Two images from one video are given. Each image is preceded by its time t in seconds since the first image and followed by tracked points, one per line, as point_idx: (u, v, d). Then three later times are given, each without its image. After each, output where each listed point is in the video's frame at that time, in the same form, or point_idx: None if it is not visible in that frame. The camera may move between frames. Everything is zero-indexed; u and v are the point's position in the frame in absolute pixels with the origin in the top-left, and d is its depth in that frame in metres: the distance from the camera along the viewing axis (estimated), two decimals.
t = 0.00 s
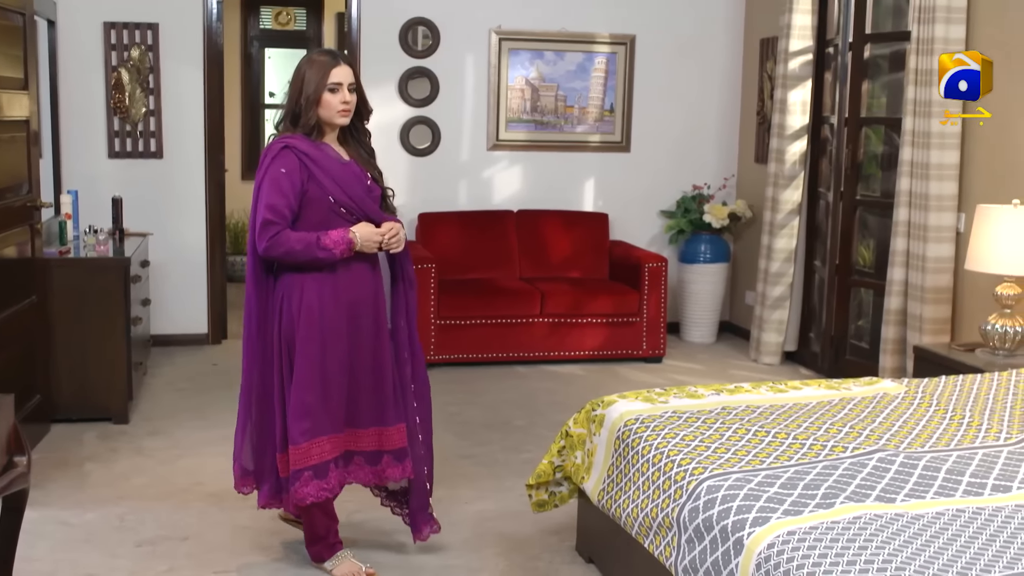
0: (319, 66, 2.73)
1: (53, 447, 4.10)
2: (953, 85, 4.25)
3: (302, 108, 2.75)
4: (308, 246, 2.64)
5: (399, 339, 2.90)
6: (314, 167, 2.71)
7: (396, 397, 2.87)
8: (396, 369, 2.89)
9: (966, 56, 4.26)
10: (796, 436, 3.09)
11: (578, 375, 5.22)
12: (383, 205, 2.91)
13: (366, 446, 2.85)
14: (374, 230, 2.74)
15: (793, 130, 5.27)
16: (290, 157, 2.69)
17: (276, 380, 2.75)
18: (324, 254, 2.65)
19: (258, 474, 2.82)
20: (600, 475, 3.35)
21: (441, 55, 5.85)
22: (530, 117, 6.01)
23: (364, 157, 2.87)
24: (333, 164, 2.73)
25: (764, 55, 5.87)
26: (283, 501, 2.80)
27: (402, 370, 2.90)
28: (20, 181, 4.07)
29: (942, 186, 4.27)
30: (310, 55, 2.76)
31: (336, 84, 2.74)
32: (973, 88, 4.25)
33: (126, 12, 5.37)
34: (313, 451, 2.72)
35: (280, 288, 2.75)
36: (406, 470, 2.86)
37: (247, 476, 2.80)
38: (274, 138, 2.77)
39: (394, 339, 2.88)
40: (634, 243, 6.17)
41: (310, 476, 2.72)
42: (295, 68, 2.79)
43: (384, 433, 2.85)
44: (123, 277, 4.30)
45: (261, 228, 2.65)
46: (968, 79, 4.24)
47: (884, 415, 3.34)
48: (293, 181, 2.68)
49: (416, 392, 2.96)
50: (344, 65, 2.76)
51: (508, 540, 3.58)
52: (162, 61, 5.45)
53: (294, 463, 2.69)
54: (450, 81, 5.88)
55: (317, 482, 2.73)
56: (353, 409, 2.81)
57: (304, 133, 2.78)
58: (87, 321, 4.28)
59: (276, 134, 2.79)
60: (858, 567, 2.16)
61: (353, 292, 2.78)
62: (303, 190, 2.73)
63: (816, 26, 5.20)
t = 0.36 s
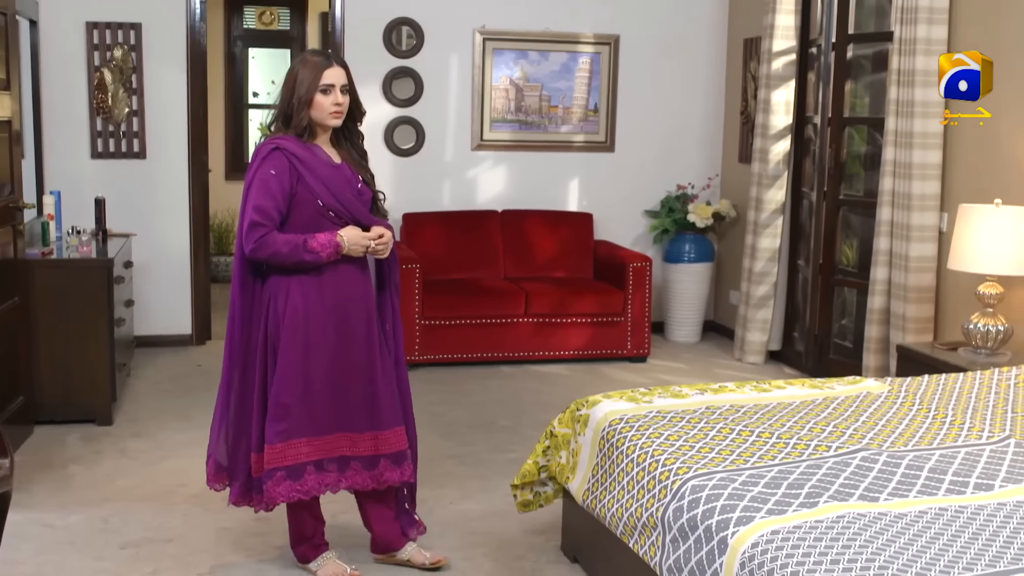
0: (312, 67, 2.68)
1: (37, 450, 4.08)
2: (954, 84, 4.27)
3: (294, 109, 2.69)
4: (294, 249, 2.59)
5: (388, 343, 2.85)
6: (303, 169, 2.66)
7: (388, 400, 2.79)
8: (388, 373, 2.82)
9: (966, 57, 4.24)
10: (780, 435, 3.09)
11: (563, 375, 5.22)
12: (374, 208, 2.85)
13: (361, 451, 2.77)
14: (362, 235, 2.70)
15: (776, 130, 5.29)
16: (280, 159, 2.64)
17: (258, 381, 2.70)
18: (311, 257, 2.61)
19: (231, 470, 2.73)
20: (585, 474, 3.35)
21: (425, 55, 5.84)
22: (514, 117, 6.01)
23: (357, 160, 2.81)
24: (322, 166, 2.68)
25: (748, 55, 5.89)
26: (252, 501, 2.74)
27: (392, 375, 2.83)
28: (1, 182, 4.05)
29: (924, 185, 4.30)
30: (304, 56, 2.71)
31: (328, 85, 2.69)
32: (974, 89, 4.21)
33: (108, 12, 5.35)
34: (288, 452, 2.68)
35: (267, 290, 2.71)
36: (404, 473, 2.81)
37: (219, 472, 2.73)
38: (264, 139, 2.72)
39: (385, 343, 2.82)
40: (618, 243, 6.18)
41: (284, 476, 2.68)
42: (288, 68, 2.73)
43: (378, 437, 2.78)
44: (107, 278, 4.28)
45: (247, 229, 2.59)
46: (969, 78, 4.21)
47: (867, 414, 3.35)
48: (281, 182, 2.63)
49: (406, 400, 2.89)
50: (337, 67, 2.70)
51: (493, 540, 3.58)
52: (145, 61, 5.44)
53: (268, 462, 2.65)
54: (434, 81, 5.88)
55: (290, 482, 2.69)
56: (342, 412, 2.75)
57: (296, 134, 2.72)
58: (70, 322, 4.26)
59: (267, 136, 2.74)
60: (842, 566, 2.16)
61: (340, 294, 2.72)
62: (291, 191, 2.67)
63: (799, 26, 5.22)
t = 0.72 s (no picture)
0: (316, 68, 2.67)
1: (19, 452, 4.06)
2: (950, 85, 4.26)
3: (299, 110, 2.68)
4: (300, 250, 2.57)
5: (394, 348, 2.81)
6: (309, 170, 2.65)
7: (386, 404, 2.76)
8: (391, 377, 2.78)
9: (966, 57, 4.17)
10: (763, 434, 3.10)
11: (547, 375, 5.23)
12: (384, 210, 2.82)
13: (354, 451, 2.74)
14: (370, 236, 2.66)
15: (759, 130, 5.31)
16: (285, 160, 2.63)
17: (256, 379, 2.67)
18: (318, 258, 2.59)
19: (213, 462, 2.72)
20: (569, 474, 3.35)
21: (409, 55, 5.84)
22: (497, 117, 6.01)
23: (365, 160, 2.79)
24: (328, 167, 2.66)
25: (731, 55, 5.91)
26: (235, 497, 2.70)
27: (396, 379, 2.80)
28: None
29: (906, 185, 4.33)
30: (308, 57, 2.69)
31: (332, 85, 2.66)
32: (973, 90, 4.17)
33: (90, 12, 5.33)
34: (284, 451, 2.65)
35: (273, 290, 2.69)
36: (394, 478, 2.76)
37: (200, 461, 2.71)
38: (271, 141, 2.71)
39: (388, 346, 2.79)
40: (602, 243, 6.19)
41: (277, 474, 2.65)
42: (293, 70, 2.72)
43: (372, 441, 2.75)
44: (89, 279, 4.26)
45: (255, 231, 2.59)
46: (968, 77, 4.16)
47: (850, 413, 3.36)
48: (287, 184, 2.62)
49: (410, 406, 2.85)
50: (342, 67, 2.68)
51: (477, 540, 3.58)
52: (127, 61, 5.42)
53: (262, 460, 2.63)
54: (418, 81, 5.87)
55: (283, 481, 2.66)
56: (340, 413, 2.72)
57: (302, 135, 2.71)
58: (52, 324, 4.24)
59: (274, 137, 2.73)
60: (825, 566, 2.17)
61: (347, 296, 2.69)
62: (297, 193, 2.66)
63: (782, 26, 5.24)
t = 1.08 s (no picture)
0: (330, 67, 2.64)
1: None
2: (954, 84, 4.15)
3: (314, 111, 2.66)
4: (320, 249, 2.56)
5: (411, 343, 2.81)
6: (325, 169, 2.63)
7: (407, 399, 2.76)
8: (409, 373, 2.79)
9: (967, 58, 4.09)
10: (744, 433, 3.10)
11: (530, 374, 5.23)
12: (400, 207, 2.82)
13: (373, 448, 2.74)
14: (389, 232, 2.66)
15: (741, 129, 5.33)
16: (301, 161, 2.62)
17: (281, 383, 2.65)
18: (339, 257, 2.58)
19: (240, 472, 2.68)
20: (551, 474, 3.35)
21: (391, 54, 5.83)
22: (480, 116, 6.01)
23: (381, 158, 2.77)
24: (344, 166, 2.65)
25: (712, 54, 5.93)
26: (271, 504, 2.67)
27: (413, 375, 2.80)
28: None
29: (888, 183, 4.35)
30: (321, 57, 2.67)
31: (346, 85, 2.65)
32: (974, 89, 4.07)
33: (69, 10, 5.31)
34: (318, 454, 2.63)
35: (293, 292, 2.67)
36: (413, 476, 2.77)
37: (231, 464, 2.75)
38: (286, 142, 2.70)
39: (407, 343, 2.78)
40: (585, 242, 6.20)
41: (314, 478, 2.64)
42: (306, 70, 2.70)
43: (394, 437, 2.74)
44: (69, 279, 4.24)
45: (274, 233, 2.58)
46: (969, 79, 4.07)
47: (831, 412, 3.37)
48: (304, 185, 2.61)
49: (421, 401, 2.86)
50: (356, 66, 2.66)
51: (460, 540, 3.57)
52: (107, 61, 5.40)
53: (297, 465, 2.60)
54: (400, 80, 5.86)
55: (320, 484, 2.65)
56: (366, 412, 2.73)
57: (317, 136, 2.69)
58: (32, 324, 4.21)
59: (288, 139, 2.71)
60: (806, 565, 2.16)
61: (366, 295, 2.68)
62: (315, 193, 2.65)
63: (763, 25, 5.26)
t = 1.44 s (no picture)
0: (343, 69, 2.62)
1: None
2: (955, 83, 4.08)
3: (327, 112, 2.64)
4: (333, 252, 2.54)
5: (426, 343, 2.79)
6: (338, 169, 2.60)
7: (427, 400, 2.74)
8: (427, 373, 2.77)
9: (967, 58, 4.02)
10: (730, 433, 3.11)
11: (516, 374, 5.23)
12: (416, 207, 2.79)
13: (397, 453, 2.72)
14: (402, 233, 2.63)
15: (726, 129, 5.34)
16: (314, 162, 2.60)
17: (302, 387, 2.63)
18: (352, 258, 2.56)
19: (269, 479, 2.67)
20: (538, 474, 3.35)
21: (376, 53, 5.81)
22: (465, 116, 6.01)
23: (395, 159, 2.74)
24: (357, 166, 2.62)
25: (698, 54, 5.94)
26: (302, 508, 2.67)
27: (431, 375, 2.78)
28: None
29: (872, 183, 4.37)
30: (334, 59, 2.65)
31: (358, 86, 2.62)
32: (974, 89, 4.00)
33: (53, 9, 5.28)
34: (343, 457, 2.62)
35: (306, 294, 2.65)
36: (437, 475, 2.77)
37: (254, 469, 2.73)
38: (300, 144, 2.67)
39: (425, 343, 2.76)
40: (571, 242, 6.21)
41: (341, 481, 2.63)
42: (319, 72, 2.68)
43: (416, 438, 2.73)
44: (54, 279, 4.22)
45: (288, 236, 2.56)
46: (968, 79, 4.00)
47: (816, 411, 3.38)
48: (317, 187, 2.59)
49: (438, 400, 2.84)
50: (370, 67, 2.64)
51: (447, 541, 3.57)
52: (92, 60, 5.38)
53: (323, 469, 2.60)
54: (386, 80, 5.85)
55: (347, 487, 2.64)
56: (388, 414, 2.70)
57: (330, 137, 2.66)
58: (16, 325, 4.20)
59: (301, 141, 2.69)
60: (791, 565, 2.16)
61: (381, 294, 2.66)
62: (328, 195, 2.62)
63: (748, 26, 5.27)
